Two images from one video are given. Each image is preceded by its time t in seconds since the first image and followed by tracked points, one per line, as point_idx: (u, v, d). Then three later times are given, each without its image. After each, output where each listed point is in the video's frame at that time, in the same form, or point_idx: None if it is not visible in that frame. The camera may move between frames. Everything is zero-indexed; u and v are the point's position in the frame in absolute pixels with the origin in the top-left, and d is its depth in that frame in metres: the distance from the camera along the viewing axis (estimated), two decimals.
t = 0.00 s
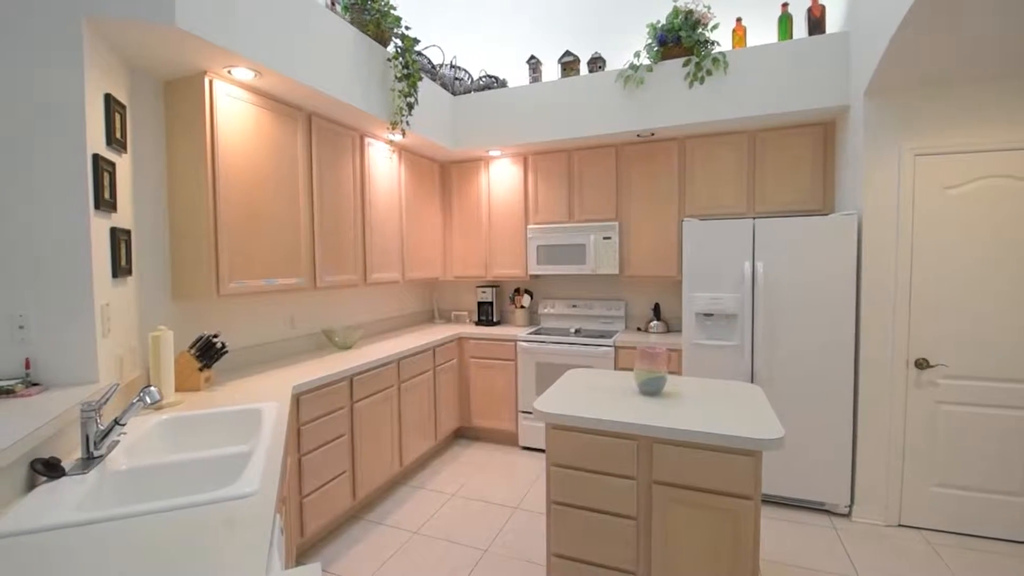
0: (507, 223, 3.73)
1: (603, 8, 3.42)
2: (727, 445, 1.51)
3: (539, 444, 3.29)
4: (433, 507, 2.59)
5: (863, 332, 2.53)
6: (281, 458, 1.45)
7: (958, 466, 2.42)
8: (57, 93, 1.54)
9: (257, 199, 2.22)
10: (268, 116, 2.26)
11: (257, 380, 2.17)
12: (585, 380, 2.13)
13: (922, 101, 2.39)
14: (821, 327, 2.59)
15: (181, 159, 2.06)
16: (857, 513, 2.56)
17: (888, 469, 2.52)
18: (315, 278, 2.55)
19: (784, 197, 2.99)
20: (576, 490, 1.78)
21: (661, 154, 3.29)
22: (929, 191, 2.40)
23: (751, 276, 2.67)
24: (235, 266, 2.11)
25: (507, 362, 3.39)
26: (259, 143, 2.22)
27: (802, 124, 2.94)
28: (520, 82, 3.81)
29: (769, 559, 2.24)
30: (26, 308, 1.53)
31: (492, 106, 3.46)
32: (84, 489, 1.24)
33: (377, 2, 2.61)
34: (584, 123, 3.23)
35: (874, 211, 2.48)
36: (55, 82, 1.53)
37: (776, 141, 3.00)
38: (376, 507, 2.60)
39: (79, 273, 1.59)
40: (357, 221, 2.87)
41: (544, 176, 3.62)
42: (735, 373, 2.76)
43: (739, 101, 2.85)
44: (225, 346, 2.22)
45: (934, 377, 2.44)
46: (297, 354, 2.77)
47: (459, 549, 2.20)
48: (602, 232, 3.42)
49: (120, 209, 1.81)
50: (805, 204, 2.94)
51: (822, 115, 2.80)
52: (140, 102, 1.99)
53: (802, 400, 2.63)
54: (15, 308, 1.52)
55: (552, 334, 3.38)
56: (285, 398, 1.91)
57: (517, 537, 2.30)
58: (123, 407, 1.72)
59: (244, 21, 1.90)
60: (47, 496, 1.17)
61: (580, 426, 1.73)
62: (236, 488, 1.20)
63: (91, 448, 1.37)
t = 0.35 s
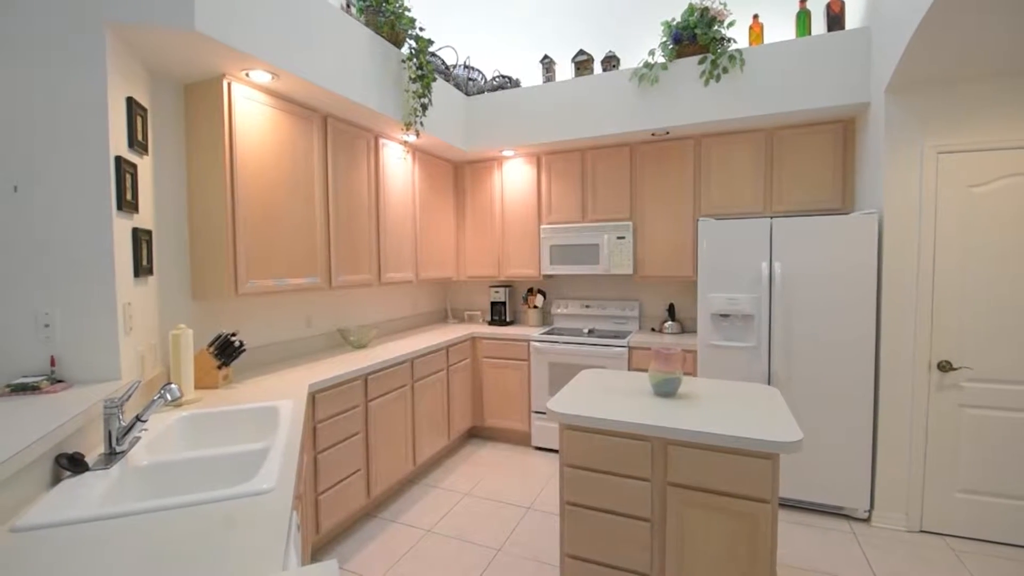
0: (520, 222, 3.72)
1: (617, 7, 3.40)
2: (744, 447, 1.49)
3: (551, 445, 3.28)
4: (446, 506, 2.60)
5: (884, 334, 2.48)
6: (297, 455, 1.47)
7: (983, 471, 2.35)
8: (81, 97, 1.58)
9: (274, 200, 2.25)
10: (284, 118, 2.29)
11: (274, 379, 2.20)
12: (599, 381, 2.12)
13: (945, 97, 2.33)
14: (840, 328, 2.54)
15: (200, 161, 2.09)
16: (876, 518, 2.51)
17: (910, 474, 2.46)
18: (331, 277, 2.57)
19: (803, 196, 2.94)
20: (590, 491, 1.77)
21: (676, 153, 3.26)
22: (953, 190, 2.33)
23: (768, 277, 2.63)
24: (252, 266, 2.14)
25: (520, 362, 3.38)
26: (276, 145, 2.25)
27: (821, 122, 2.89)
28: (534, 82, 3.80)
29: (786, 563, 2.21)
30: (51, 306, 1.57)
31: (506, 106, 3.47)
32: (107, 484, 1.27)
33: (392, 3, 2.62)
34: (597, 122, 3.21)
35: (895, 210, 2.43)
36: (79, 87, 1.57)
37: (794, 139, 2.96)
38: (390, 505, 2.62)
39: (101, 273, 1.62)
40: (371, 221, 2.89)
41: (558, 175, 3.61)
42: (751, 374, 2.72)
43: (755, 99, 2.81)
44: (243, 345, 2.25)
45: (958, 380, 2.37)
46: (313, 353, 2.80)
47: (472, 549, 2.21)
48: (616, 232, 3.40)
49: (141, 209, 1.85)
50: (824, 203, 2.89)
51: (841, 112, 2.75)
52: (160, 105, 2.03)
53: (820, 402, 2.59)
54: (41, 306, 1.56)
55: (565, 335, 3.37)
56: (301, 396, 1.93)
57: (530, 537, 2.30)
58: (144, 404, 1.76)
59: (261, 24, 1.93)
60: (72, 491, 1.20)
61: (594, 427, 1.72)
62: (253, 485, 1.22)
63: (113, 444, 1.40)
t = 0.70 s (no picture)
0: (533, 222, 3.72)
1: (632, 5, 3.38)
2: (761, 450, 1.47)
3: (564, 445, 3.27)
4: (459, 505, 2.61)
5: (905, 335, 2.42)
6: (312, 453, 1.49)
7: (1009, 477, 2.28)
8: (104, 100, 1.61)
9: (291, 201, 2.27)
10: (301, 119, 2.32)
11: (290, 377, 2.22)
12: (613, 381, 2.11)
13: (970, 92, 2.27)
14: (859, 329, 2.49)
15: (219, 162, 2.13)
16: (897, 524, 2.46)
17: (932, 479, 2.40)
18: (346, 277, 2.60)
19: (822, 195, 2.89)
20: (603, 492, 1.76)
21: (691, 152, 3.23)
22: (978, 188, 2.27)
23: (785, 277, 2.59)
24: (269, 266, 2.17)
25: (533, 362, 3.38)
26: (292, 146, 2.27)
27: (840, 119, 2.83)
28: (547, 82, 3.80)
29: (803, 568, 2.17)
30: (76, 305, 1.62)
31: (519, 106, 3.46)
32: (130, 479, 1.30)
33: (406, 5, 2.63)
34: (611, 122, 3.19)
35: (917, 209, 2.37)
36: (103, 91, 1.61)
37: (813, 137, 2.91)
38: (404, 503, 2.64)
39: (123, 272, 1.66)
40: (385, 222, 2.91)
41: (571, 175, 3.60)
42: (768, 376, 2.69)
43: (773, 96, 2.77)
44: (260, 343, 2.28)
45: (982, 384, 2.31)
46: (328, 352, 2.83)
47: (485, 548, 2.21)
48: (630, 232, 3.37)
49: (162, 210, 1.89)
50: (844, 201, 2.83)
51: (861, 109, 2.69)
52: (180, 108, 2.07)
53: (839, 405, 2.54)
54: (66, 305, 1.61)
55: (579, 335, 3.36)
56: (316, 394, 1.95)
57: (543, 537, 2.29)
58: (165, 401, 1.79)
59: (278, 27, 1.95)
60: (95, 485, 1.23)
61: (607, 428, 1.71)
62: (269, 482, 1.23)
63: (134, 440, 1.43)
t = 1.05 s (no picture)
0: (546, 222, 3.71)
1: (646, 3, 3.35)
2: (779, 453, 1.45)
3: (577, 445, 3.26)
4: (472, 504, 2.62)
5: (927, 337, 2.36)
6: (328, 450, 1.50)
7: None
8: (126, 103, 1.65)
9: (307, 201, 2.30)
10: (317, 121, 2.34)
11: (306, 375, 2.25)
12: (627, 382, 2.09)
13: (996, 88, 2.21)
14: (879, 331, 2.44)
15: (237, 164, 2.16)
16: (918, 529, 2.40)
17: (955, 484, 2.34)
18: (360, 277, 2.62)
19: (841, 194, 2.84)
20: (617, 494, 1.75)
21: (707, 151, 3.19)
22: (1004, 186, 2.21)
23: (803, 277, 2.55)
24: (286, 266, 2.20)
25: (546, 363, 3.37)
26: (308, 147, 2.30)
27: (860, 116, 2.78)
28: (561, 81, 3.79)
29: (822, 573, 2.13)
30: (99, 304, 1.65)
31: (532, 106, 3.46)
32: (151, 475, 1.33)
33: (420, 6, 2.64)
34: (625, 120, 3.18)
35: (940, 207, 2.31)
36: (126, 95, 1.65)
37: (832, 135, 2.85)
38: (417, 502, 2.65)
39: (144, 272, 1.69)
40: (399, 222, 2.93)
41: (584, 175, 3.58)
42: (785, 378, 2.64)
43: (790, 94, 2.73)
44: (277, 342, 2.31)
45: (1007, 387, 2.25)
46: (343, 351, 2.86)
47: (498, 548, 2.21)
48: (644, 232, 3.35)
49: (182, 211, 1.92)
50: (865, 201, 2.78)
51: (882, 106, 2.64)
52: (200, 111, 2.11)
53: (858, 408, 2.49)
54: (90, 304, 1.65)
55: (592, 336, 3.34)
56: (332, 393, 1.97)
57: (557, 538, 2.28)
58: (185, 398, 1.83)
59: (294, 29, 1.97)
60: (118, 480, 1.25)
61: (621, 429, 1.70)
62: (287, 479, 1.25)
63: (156, 437, 1.46)
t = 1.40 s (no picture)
0: (559, 222, 3.70)
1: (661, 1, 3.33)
2: (797, 457, 1.42)
3: (590, 446, 3.24)
4: (485, 504, 2.62)
5: (950, 339, 2.31)
6: (343, 448, 1.51)
7: None
8: (148, 107, 1.69)
9: (322, 202, 2.32)
10: (332, 122, 2.37)
11: (322, 374, 2.28)
12: (642, 382, 2.08)
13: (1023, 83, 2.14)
14: (900, 332, 2.39)
15: (254, 165, 2.19)
16: (940, 536, 2.34)
17: (978, 490, 2.28)
18: (374, 277, 2.64)
19: (861, 193, 2.78)
20: (631, 495, 1.74)
21: (722, 149, 3.16)
22: None
23: (822, 277, 2.50)
24: (302, 266, 2.23)
25: (559, 363, 3.36)
26: (324, 148, 2.32)
27: (881, 113, 2.72)
28: (574, 81, 3.78)
29: None
30: (121, 303, 1.69)
31: (546, 106, 3.46)
32: (172, 471, 1.35)
33: (434, 8, 2.66)
34: (640, 119, 3.15)
35: (964, 206, 2.25)
36: (148, 98, 1.68)
37: (851, 133, 2.80)
38: (431, 500, 2.67)
39: (164, 271, 1.73)
40: (413, 223, 2.95)
41: (598, 174, 3.56)
42: (802, 380, 2.60)
43: (808, 91, 2.68)
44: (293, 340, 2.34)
45: None
46: (358, 350, 2.88)
47: (511, 547, 2.21)
48: (658, 232, 3.32)
49: (201, 212, 1.96)
50: (886, 199, 2.72)
51: (904, 102, 2.58)
52: (219, 113, 2.14)
53: (878, 411, 2.44)
54: (113, 303, 1.68)
55: (605, 336, 3.33)
56: (347, 391, 1.99)
57: (570, 538, 2.28)
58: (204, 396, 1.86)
59: (310, 32, 2.00)
60: (139, 476, 1.28)
61: (636, 431, 1.69)
62: (303, 476, 1.26)
63: (175, 433, 1.48)
